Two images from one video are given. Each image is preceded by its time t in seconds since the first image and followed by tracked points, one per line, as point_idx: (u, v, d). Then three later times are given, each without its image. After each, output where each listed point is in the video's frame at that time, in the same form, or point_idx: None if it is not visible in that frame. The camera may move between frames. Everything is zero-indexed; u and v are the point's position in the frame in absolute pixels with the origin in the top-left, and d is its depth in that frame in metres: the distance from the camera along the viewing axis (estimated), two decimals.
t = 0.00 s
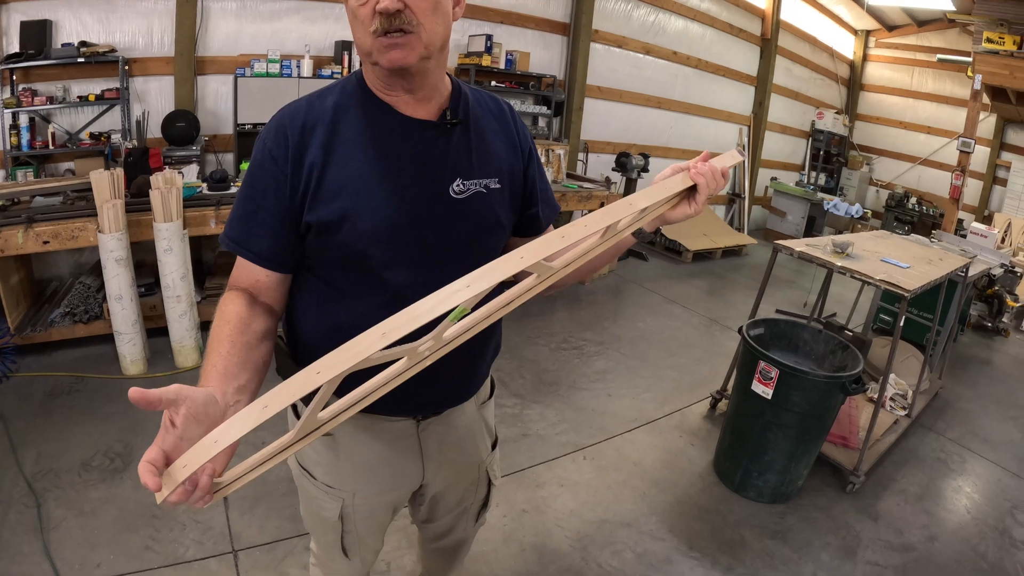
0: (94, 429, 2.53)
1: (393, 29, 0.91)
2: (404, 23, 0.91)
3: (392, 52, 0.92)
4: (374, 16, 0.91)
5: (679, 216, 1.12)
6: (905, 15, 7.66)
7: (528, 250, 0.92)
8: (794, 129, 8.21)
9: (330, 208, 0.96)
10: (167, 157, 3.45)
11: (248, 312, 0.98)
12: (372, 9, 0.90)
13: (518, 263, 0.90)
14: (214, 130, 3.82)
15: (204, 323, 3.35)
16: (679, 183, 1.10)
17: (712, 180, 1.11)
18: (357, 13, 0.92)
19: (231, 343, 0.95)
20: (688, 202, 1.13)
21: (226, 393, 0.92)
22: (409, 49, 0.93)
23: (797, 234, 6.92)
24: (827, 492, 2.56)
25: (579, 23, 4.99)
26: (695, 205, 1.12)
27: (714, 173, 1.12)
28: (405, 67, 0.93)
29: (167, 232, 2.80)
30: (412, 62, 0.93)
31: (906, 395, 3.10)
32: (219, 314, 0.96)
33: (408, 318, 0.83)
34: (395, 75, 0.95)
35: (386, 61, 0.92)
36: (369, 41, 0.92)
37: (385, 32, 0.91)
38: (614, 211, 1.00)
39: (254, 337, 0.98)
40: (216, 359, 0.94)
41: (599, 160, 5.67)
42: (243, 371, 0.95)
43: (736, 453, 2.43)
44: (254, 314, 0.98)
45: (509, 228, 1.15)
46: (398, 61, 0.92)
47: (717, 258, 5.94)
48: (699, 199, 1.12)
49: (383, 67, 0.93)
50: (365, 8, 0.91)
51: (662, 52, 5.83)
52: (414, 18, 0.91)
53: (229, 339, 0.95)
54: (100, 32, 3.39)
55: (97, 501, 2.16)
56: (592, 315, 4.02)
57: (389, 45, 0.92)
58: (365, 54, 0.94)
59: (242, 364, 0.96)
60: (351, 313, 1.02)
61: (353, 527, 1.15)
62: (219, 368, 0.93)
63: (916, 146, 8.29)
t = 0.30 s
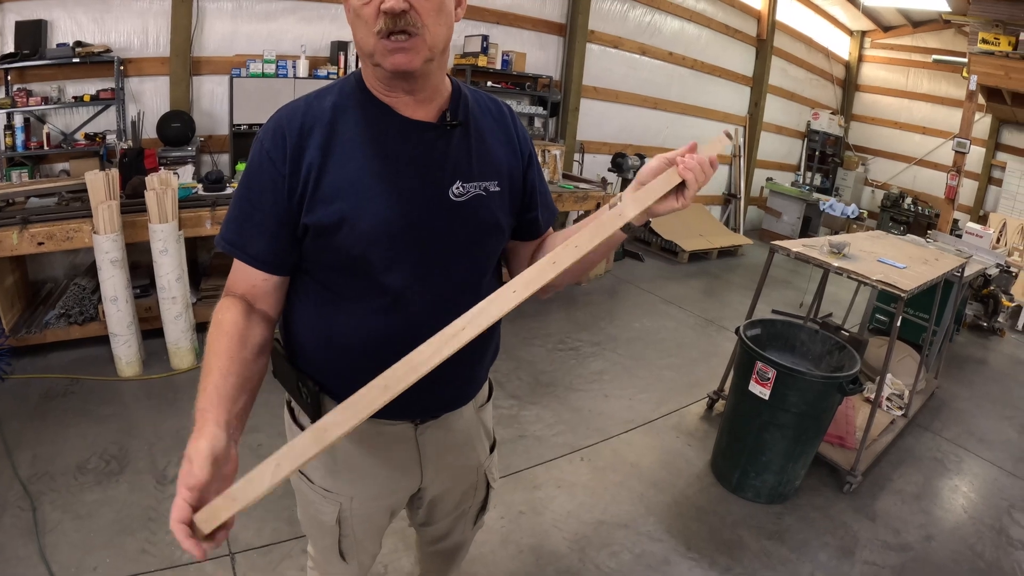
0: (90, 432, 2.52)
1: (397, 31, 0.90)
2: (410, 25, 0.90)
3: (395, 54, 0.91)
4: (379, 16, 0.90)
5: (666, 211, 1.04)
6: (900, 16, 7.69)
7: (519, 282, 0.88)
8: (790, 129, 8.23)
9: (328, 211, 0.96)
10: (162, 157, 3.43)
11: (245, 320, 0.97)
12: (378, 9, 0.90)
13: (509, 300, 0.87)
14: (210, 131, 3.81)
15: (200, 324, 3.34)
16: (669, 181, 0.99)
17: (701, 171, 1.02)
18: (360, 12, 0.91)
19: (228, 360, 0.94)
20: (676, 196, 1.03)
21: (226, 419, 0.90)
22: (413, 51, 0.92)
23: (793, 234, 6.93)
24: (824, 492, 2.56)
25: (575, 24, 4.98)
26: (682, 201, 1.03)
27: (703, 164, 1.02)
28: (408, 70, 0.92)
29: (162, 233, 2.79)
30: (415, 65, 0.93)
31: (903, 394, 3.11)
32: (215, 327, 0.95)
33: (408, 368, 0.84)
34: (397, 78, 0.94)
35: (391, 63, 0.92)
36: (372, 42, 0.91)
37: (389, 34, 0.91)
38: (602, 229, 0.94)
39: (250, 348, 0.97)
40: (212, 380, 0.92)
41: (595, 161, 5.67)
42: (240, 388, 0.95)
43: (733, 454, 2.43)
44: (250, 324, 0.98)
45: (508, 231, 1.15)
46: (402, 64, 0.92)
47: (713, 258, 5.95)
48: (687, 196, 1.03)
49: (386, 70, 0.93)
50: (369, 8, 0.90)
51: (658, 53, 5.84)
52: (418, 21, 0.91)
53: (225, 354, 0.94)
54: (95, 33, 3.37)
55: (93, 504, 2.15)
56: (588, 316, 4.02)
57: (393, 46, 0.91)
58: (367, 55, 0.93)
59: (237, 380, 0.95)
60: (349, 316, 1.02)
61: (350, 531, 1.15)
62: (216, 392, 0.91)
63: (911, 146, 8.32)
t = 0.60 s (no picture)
0: (87, 433, 2.51)
1: (424, 26, 0.89)
2: (435, 20, 0.89)
3: (420, 48, 0.90)
4: (404, 10, 0.88)
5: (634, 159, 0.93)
6: (897, 17, 7.72)
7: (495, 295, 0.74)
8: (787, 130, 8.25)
9: (331, 215, 0.96)
10: (159, 158, 3.43)
11: (252, 334, 0.97)
12: (402, 3, 0.88)
13: (497, 312, 0.75)
14: (207, 131, 3.80)
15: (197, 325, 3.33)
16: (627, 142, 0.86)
17: (652, 106, 0.90)
18: (382, 6, 0.89)
19: (243, 381, 0.94)
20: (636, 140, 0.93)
21: (253, 448, 0.91)
22: (436, 47, 0.91)
23: (790, 235, 6.95)
24: (822, 492, 2.57)
25: (572, 25, 4.98)
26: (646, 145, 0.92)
27: (646, 100, 0.90)
28: (431, 66, 0.92)
29: (159, 234, 2.79)
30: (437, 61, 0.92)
31: (900, 395, 3.12)
32: (224, 346, 0.94)
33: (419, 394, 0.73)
34: (415, 75, 0.94)
35: (413, 59, 0.91)
36: (395, 37, 0.90)
37: (414, 30, 0.90)
38: (572, 211, 0.76)
39: (259, 364, 0.98)
40: (231, 408, 0.92)
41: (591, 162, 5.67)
42: (258, 409, 0.96)
43: (730, 454, 2.43)
44: (257, 338, 0.98)
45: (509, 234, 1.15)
46: (426, 59, 0.91)
47: (710, 259, 5.95)
48: (650, 134, 0.91)
49: (409, 65, 0.91)
50: (392, 2, 0.89)
51: (655, 54, 5.84)
52: (443, 18, 0.90)
53: (239, 375, 0.94)
54: (92, 33, 3.37)
55: (90, 506, 2.14)
56: (586, 317, 4.02)
57: (417, 41, 0.90)
58: (387, 50, 0.91)
59: (254, 404, 0.95)
60: (351, 318, 1.03)
61: (350, 533, 1.15)
62: (237, 421, 0.91)
63: (907, 147, 8.35)
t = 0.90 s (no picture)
0: (85, 433, 2.50)
1: (400, 21, 0.89)
2: (412, 15, 0.89)
3: (395, 44, 0.90)
4: (382, 6, 0.90)
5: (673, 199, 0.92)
6: (895, 19, 7.73)
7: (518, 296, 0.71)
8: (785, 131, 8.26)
9: (330, 214, 0.96)
10: (158, 157, 3.42)
11: (247, 329, 0.97)
12: None
13: (514, 315, 0.71)
14: (206, 131, 3.80)
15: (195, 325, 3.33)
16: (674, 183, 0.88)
17: (704, 156, 0.94)
18: (364, 5, 0.92)
19: (236, 371, 0.94)
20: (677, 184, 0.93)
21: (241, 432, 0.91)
22: (414, 42, 0.91)
23: (788, 235, 6.96)
24: (820, 493, 2.57)
25: (571, 25, 4.98)
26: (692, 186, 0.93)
27: (698, 148, 0.94)
28: (409, 62, 0.92)
29: (158, 233, 2.78)
30: (416, 57, 0.92)
31: (898, 395, 3.12)
32: (219, 338, 0.95)
33: (401, 385, 0.71)
34: (398, 71, 0.94)
35: (390, 53, 0.91)
36: (374, 34, 0.91)
37: (390, 24, 0.90)
38: (612, 235, 0.75)
39: (253, 356, 0.97)
40: (221, 395, 0.92)
41: (590, 162, 5.68)
42: (250, 397, 0.96)
43: (728, 454, 2.43)
44: (254, 335, 0.98)
45: (509, 234, 1.15)
46: (403, 55, 0.91)
47: (709, 259, 5.96)
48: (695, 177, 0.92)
49: (387, 61, 0.92)
50: None
51: (654, 55, 5.85)
52: (423, 12, 0.90)
53: (231, 365, 0.94)
54: (91, 32, 3.36)
55: (88, 506, 2.14)
56: (584, 317, 4.02)
57: (393, 36, 0.90)
58: (369, 47, 0.93)
59: (244, 393, 0.95)
60: (350, 318, 1.03)
61: (350, 533, 1.15)
62: (226, 405, 0.91)
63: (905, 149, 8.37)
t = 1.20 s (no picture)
0: (86, 433, 2.51)
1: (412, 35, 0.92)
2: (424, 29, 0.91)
3: (405, 57, 0.93)
4: (396, 15, 0.91)
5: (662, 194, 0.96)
6: (896, 21, 7.74)
7: (495, 280, 0.79)
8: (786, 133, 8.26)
9: (336, 214, 0.96)
10: (160, 157, 3.42)
11: (252, 331, 0.96)
12: (394, 3, 0.91)
13: (489, 297, 0.79)
14: (207, 131, 3.80)
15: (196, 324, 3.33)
16: (660, 176, 0.91)
17: (693, 149, 0.94)
18: (378, 7, 0.93)
19: (238, 372, 0.94)
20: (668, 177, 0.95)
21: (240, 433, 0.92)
22: (423, 57, 0.93)
23: (789, 237, 6.97)
24: (820, 494, 2.57)
25: (573, 26, 4.99)
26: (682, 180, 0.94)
27: (686, 142, 0.94)
28: (417, 76, 0.94)
29: (160, 233, 2.78)
30: (424, 73, 0.94)
31: (898, 397, 3.12)
32: (222, 338, 0.94)
33: (377, 362, 0.79)
34: (405, 80, 0.96)
35: (401, 59, 0.93)
36: (384, 40, 0.93)
37: (402, 30, 0.92)
38: (593, 222, 0.83)
39: (256, 356, 0.97)
40: (222, 399, 0.93)
41: (591, 164, 5.68)
42: (251, 400, 0.95)
43: (729, 456, 2.44)
44: (259, 335, 0.97)
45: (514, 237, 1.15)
46: (410, 69, 0.93)
47: (709, 261, 5.96)
48: (683, 171, 0.93)
49: (394, 71, 0.94)
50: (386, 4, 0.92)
51: (656, 56, 5.86)
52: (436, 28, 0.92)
53: (232, 368, 0.94)
54: (93, 32, 3.37)
55: (89, 505, 2.14)
56: (585, 319, 4.02)
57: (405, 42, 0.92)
58: (379, 51, 0.95)
59: (246, 397, 0.94)
60: (354, 320, 1.03)
61: (350, 534, 1.15)
62: (226, 408, 0.92)
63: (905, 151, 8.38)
